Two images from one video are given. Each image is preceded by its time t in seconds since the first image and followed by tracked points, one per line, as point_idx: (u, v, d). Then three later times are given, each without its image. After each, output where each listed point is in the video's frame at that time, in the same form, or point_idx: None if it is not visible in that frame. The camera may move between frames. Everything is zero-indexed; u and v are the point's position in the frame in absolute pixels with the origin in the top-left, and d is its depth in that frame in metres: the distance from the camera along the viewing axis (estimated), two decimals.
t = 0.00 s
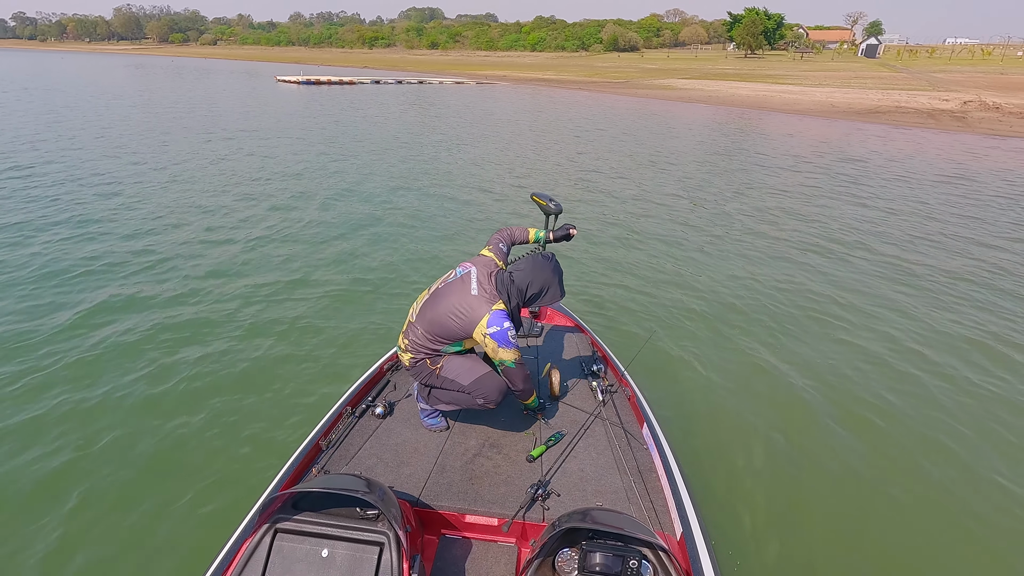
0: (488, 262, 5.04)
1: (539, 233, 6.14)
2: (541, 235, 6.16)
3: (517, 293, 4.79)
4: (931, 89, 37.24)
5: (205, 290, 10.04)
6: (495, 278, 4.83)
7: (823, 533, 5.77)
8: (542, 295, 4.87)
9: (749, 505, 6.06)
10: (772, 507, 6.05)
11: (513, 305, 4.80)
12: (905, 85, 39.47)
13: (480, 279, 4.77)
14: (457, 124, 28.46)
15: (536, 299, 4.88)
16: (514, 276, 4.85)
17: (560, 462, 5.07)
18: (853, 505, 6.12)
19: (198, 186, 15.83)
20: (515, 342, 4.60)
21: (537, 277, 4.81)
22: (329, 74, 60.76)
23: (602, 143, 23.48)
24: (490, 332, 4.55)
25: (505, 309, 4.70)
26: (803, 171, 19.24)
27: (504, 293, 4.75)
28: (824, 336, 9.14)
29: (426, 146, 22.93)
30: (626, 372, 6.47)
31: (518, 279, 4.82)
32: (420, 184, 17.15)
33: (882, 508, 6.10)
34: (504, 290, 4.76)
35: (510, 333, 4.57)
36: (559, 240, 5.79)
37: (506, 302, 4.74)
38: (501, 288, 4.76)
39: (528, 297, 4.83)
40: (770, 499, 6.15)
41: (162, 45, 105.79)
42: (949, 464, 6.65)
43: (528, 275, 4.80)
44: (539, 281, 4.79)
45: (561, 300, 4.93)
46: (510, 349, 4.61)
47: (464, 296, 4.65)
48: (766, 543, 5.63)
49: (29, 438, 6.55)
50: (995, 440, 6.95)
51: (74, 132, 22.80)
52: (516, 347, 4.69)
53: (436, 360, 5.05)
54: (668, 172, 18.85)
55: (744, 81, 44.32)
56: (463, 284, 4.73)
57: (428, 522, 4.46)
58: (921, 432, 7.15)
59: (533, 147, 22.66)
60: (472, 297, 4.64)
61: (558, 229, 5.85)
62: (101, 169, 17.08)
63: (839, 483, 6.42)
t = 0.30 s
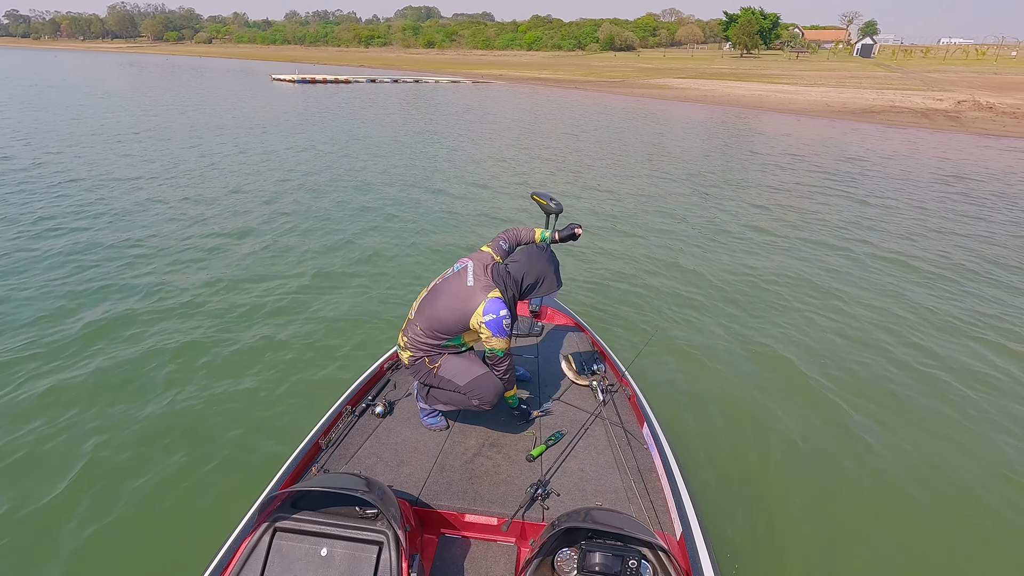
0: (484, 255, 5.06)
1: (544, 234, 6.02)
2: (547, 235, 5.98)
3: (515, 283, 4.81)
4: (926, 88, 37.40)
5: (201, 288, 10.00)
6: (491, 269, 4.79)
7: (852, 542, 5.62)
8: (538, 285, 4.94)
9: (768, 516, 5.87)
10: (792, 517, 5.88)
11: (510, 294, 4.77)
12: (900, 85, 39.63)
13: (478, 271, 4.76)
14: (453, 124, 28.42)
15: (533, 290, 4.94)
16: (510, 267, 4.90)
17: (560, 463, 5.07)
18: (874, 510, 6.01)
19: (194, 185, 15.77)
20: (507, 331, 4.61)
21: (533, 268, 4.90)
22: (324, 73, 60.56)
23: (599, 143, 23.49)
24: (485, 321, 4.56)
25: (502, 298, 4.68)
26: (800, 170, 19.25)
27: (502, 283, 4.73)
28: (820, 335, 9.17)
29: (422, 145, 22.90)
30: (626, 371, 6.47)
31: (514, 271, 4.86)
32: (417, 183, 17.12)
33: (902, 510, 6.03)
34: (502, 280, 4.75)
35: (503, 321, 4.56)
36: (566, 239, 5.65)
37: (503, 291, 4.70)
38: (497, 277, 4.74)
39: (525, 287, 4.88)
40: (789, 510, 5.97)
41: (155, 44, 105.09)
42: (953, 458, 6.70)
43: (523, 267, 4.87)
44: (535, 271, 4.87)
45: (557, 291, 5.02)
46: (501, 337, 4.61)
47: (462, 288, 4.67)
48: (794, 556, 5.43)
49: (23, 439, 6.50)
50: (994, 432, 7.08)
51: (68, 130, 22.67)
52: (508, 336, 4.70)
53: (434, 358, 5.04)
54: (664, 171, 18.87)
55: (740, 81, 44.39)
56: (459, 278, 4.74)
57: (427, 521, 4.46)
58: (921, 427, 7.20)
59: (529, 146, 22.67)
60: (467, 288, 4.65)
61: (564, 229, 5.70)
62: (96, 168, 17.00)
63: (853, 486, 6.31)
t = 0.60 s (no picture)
0: (484, 251, 5.03)
1: (546, 228, 5.89)
2: (550, 231, 5.88)
3: (513, 278, 4.77)
4: (921, 88, 37.55)
5: (199, 287, 9.99)
6: (490, 265, 4.77)
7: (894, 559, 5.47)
8: (536, 282, 4.89)
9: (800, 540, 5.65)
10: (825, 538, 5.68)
11: (510, 291, 4.74)
12: (895, 84, 39.77)
13: (477, 266, 4.77)
14: (450, 122, 28.42)
15: (531, 286, 4.89)
16: (508, 262, 4.85)
17: (561, 461, 5.07)
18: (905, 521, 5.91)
19: (191, 183, 15.74)
20: (501, 332, 4.62)
21: (531, 263, 4.87)
22: (320, 71, 60.44)
23: (596, 141, 23.52)
24: (480, 317, 4.59)
25: (500, 295, 4.66)
26: (796, 168, 19.31)
27: (500, 278, 4.70)
28: (818, 332, 9.21)
29: (420, 144, 22.88)
30: (628, 370, 6.48)
31: (513, 265, 4.82)
32: (414, 182, 17.11)
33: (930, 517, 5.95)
34: (500, 276, 4.71)
35: (498, 320, 4.57)
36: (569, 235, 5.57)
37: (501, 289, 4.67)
38: (495, 273, 4.71)
39: (524, 283, 4.84)
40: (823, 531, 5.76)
41: (150, 41, 104.53)
42: (961, 452, 6.81)
43: (522, 261, 4.84)
44: (533, 266, 4.84)
45: (555, 289, 4.94)
46: (495, 337, 4.65)
47: (461, 284, 4.69)
48: None
49: (19, 439, 6.46)
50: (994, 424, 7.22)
51: (63, 128, 22.59)
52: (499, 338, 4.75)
53: (434, 353, 5.03)
54: (661, 170, 18.90)
55: (736, 80, 44.48)
56: (459, 274, 4.76)
57: (429, 518, 4.47)
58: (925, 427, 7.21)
59: (527, 144, 22.67)
60: (466, 283, 4.68)
61: (567, 224, 5.66)
62: (91, 166, 16.94)
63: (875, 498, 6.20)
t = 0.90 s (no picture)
0: (485, 249, 5.06)
1: (545, 224, 5.97)
2: (549, 226, 5.97)
3: (512, 273, 4.84)
4: (916, 87, 37.70)
5: (196, 285, 9.96)
6: (490, 260, 4.83)
7: (932, 562, 5.42)
8: (536, 278, 4.94)
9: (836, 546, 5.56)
10: (861, 544, 5.60)
11: (510, 287, 4.81)
12: (890, 83, 39.92)
13: (478, 264, 4.77)
14: (447, 120, 28.41)
15: (530, 281, 4.94)
16: (509, 258, 4.92)
17: (561, 460, 5.07)
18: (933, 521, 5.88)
19: (188, 181, 15.68)
20: (501, 330, 4.60)
21: (532, 258, 4.91)
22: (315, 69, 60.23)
23: (593, 139, 23.53)
24: (480, 316, 4.58)
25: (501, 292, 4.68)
26: (792, 167, 19.37)
27: (500, 276, 4.75)
28: (815, 330, 9.24)
29: (416, 142, 22.84)
30: (628, 369, 6.48)
31: (512, 260, 4.89)
32: (411, 180, 17.09)
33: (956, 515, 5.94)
34: (500, 272, 4.77)
35: (498, 319, 4.54)
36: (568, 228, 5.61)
37: (502, 285, 4.74)
38: (496, 269, 4.76)
39: (523, 278, 4.92)
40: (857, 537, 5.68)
41: (145, 39, 103.99)
42: (970, 445, 6.88)
43: (522, 256, 4.90)
44: (533, 262, 4.89)
45: (555, 285, 5.00)
46: (494, 336, 4.63)
47: (462, 281, 4.68)
48: None
49: (16, 438, 6.42)
50: (998, 416, 7.33)
51: (58, 126, 22.48)
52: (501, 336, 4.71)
53: (434, 352, 5.03)
54: (658, 168, 18.93)
55: (732, 78, 44.56)
56: (460, 271, 4.75)
57: (428, 517, 4.47)
58: (935, 423, 7.25)
59: (524, 143, 22.65)
60: (467, 280, 4.67)
61: (565, 218, 5.68)
62: (87, 164, 16.85)
63: (901, 499, 6.16)
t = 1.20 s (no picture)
0: (488, 248, 5.06)
1: (547, 224, 6.05)
2: (550, 226, 6.00)
3: (514, 272, 4.77)
4: (910, 87, 37.83)
5: (192, 284, 9.92)
6: (493, 260, 4.82)
7: (952, 554, 5.50)
8: (537, 277, 4.84)
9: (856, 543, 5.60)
10: (881, 536, 5.69)
11: (512, 285, 4.76)
12: (884, 83, 40.06)
13: (480, 262, 4.77)
14: (443, 119, 28.35)
15: (531, 280, 4.84)
16: (511, 256, 4.86)
17: (561, 460, 5.07)
18: (947, 513, 5.97)
19: (183, 180, 15.62)
20: (503, 328, 4.61)
21: (533, 257, 4.80)
22: (310, 67, 59.98)
23: (589, 139, 23.54)
24: (482, 314, 4.59)
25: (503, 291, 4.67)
26: (788, 166, 19.41)
27: (501, 274, 4.71)
28: (812, 329, 9.26)
29: (412, 141, 22.80)
30: (628, 368, 6.49)
31: (514, 259, 4.81)
32: (407, 179, 17.05)
33: (970, 507, 6.04)
34: (502, 271, 4.73)
35: (499, 318, 4.56)
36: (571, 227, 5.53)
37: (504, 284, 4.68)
38: (497, 269, 4.74)
39: (524, 277, 4.81)
40: (877, 533, 5.72)
41: (139, 37, 103.37)
42: (984, 439, 6.97)
43: (523, 255, 4.80)
44: (534, 261, 4.78)
45: (556, 284, 4.89)
46: (495, 335, 4.64)
47: (465, 279, 4.69)
48: None
49: (12, 438, 6.37)
50: (997, 409, 7.47)
51: (51, 125, 22.35)
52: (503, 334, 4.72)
53: (436, 351, 5.05)
54: (654, 168, 18.96)
55: (728, 78, 44.60)
56: (462, 270, 4.76)
57: (428, 517, 4.47)
58: (939, 417, 7.36)
59: (520, 141, 22.64)
60: (469, 279, 4.67)
61: (566, 218, 5.68)
62: (80, 162, 16.75)
63: (916, 493, 6.23)
